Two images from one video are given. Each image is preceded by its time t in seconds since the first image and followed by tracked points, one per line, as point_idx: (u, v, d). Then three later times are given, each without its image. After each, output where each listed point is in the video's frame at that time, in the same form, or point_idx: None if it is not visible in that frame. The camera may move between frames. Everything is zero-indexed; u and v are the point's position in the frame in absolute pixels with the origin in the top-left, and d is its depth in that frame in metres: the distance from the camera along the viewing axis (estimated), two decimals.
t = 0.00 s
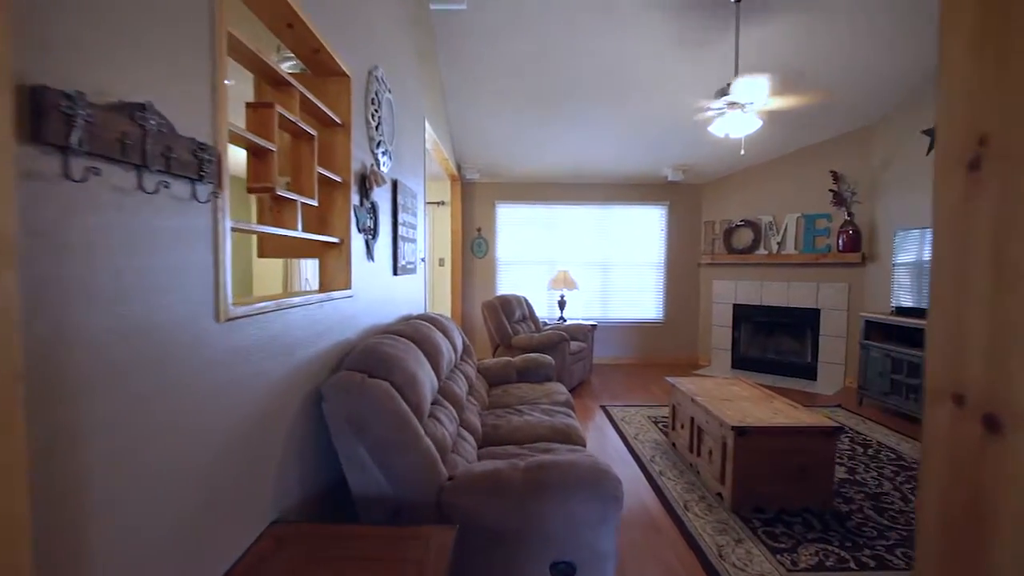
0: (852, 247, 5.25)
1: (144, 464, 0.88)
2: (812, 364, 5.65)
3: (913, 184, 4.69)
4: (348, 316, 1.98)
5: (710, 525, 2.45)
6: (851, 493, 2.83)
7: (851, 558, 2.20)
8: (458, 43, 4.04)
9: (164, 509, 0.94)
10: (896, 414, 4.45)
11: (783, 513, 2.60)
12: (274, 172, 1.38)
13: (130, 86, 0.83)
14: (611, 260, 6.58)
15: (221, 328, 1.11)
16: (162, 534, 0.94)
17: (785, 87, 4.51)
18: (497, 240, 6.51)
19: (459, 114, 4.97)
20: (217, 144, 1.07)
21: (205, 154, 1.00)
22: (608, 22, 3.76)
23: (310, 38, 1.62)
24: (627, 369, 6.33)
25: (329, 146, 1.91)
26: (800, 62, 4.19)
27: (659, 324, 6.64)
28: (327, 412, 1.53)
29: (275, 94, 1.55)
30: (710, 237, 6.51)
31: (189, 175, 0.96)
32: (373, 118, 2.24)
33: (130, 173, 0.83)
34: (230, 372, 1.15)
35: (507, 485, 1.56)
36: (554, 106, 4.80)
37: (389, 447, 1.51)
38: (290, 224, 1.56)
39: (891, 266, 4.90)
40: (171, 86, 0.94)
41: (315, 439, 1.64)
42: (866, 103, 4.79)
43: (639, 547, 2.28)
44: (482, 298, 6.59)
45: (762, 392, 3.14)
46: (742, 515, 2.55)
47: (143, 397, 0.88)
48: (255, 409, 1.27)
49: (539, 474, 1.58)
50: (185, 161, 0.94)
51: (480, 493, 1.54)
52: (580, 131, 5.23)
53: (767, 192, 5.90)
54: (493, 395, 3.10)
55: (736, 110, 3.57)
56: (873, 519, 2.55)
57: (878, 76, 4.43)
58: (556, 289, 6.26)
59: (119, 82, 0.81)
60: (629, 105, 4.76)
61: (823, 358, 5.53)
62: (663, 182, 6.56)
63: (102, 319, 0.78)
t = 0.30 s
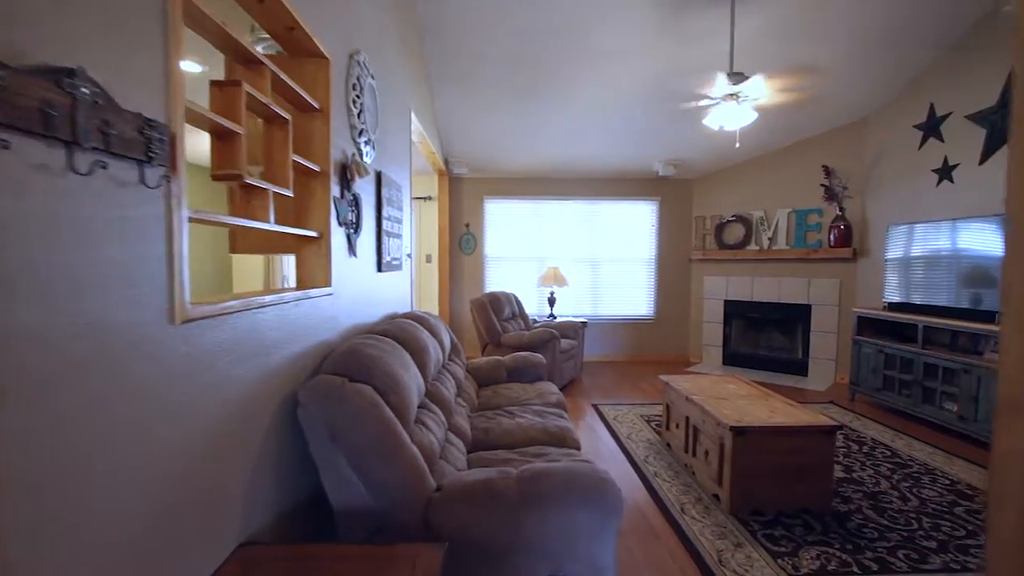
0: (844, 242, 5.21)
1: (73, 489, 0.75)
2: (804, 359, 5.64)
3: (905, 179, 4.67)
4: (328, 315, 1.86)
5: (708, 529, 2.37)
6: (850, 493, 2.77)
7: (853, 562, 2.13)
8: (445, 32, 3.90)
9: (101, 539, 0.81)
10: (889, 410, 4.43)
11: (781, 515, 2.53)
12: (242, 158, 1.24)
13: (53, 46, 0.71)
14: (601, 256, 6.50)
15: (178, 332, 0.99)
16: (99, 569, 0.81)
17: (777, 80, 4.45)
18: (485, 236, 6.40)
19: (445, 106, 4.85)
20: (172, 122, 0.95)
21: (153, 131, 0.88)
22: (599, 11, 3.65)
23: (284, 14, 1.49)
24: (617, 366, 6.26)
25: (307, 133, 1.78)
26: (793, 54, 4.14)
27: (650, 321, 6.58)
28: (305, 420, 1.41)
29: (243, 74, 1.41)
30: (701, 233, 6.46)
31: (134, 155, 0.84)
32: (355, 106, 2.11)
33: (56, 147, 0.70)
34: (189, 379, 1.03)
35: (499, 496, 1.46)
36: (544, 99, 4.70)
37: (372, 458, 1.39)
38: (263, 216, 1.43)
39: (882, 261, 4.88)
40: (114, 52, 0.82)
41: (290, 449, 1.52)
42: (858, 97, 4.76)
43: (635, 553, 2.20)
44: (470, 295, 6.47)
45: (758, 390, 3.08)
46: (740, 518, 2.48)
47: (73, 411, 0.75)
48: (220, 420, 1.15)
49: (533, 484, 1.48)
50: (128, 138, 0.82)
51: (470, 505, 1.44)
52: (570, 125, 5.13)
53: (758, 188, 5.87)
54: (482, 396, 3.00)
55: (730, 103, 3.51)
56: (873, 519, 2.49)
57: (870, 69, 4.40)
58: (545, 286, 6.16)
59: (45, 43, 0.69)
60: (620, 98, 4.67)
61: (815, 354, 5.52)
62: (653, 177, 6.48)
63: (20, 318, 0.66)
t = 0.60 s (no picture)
0: (832, 237, 5.17)
1: None
2: (793, 354, 5.62)
3: (895, 174, 4.65)
4: (303, 315, 1.74)
5: (704, 533, 2.29)
6: (846, 492, 2.71)
7: (854, 565, 2.07)
8: (429, 20, 3.76)
9: None
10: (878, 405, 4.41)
11: (777, 517, 2.47)
12: (199, 140, 1.09)
13: None
14: (589, 252, 6.42)
15: (119, 335, 0.86)
16: None
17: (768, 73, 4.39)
18: (472, 231, 6.27)
19: (430, 98, 4.72)
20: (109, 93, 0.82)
21: (80, 101, 0.75)
22: None
23: None
24: (606, 363, 6.19)
25: (279, 118, 1.65)
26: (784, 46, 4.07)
27: (639, 317, 6.53)
28: (274, 430, 1.30)
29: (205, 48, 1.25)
30: (690, 229, 6.41)
31: (55, 129, 0.72)
32: (332, 91, 1.98)
33: None
34: (133, 389, 0.91)
35: (488, 509, 1.36)
36: (531, 91, 4.58)
37: (348, 470, 1.28)
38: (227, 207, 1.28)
39: (871, 256, 4.86)
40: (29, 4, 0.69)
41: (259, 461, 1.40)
42: (848, 91, 4.72)
43: (630, 558, 2.12)
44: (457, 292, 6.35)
45: (752, 388, 3.01)
46: (736, 520, 2.41)
47: None
48: (173, 434, 1.03)
49: (526, 495, 1.38)
50: (46, 109, 0.69)
51: (457, 519, 1.33)
52: (558, 118, 5.02)
53: (747, 182, 5.83)
54: (470, 397, 2.89)
55: (722, 94, 3.44)
56: (870, 520, 2.43)
57: (860, 62, 4.35)
58: (534, 282, 6.06)
59: None
60: (609, 91, 4.58)
61: (804, 349, 5.50)
62: (642, 171, 6.41)
63: None
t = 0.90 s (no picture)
0: (819, 234, 5.15)
1: None
2: (779, 352, 5.61)
3: (881, 170, 4.64)
4: (269, 315, 1.62)
5: (697, 539, 2.22)
6: (838, 493, 2.66)
7: (850, 571, 2.01)
8: (412, 8, 3.62)
9: None
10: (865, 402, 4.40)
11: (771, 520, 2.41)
12: (143, 119, 0.96)
13: None
14: (576, 249, 6.34)
15: (33, 345, 0.74)
16: None
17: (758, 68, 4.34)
18: (457, 228, 6.15)
19: (413, 91, 4.59)
20: (21, 59, 0.70)
21: None
22: None
23: None
24: (594, 361, 6.12)
25: (244, 103, 1.52)
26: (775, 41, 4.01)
27: (626, 314, 6.47)
28: (235, 443, 1.18)
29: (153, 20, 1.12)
30: (678, 226, 6.37)
31: None
32: (304, 75, 1.86)
33: None
34: (53, 405, 0.79)
35: (472, 526, 1.25)
36: (517, 85, 4.48)
37: (320, 487, 1.18)
38: (180, 198, 1.15)
39: (858, 253, 4.85)
40: None
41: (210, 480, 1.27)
42: (835, 87, 4.69)
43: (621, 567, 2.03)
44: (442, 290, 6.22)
45: (744, 387, 2.95)
46: (729, 525, 2.34)
47: None
48: (99, 458, 0.89)
49: (513, 511, 1.28)
50: None
51: (438, 538, 1.23)
52: (544, 113, 4.93)
53: (735, 179, 5.80)
54: (454, 399, 2.78)
55: (712, 87, 3.38)
56: (865, 522, 2.38)
57: (849, 58, 4.32)
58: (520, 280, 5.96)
59: None
60: (597, 85, 4.49)
61: (790, 346, 5.48)
62: (629, 167, 6.34)
63: None
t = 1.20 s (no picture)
0: (803, 234, 5.16)
1: None
2: (763, 352, 5.60)
3: (864, 171, 4.64)
4: (232, 321, 1.52)
5: (686, 549, 2.15)
6: (827, 497, 2.62)
7: None
8: None
9: None
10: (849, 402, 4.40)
11: (760, 527, 2.36)
12: (67, 99, 0.84)
13: None
14: (561, 249, 6.27)
15: None
16: None
17: (744, 66, 4.29)
18: (440, 227, 6.02)
19: (394, 86, 4.45)
20: None
21: None
22: None
23: None
24: (578, 362, 6.05)
25: (200, 92, 1.42)
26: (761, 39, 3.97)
27: (611, 315, 6.42)
28: (184, 465, 1.09)
29: None
30: (662, 226, 6.33)
31: None
32: (270, 62, 1.74)
33: None
34: None
35: (449, 550, 1.16)
36: (502, 82, 4.38)
37: (275, 512, 1.08)
38: (117, 190, 1.03)
39: (841, 253, 4.86)
40: None
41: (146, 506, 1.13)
42: (820, 87, 4.68)
43: None
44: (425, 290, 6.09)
45: (731, 389, 2.90)
46: (717, 533, 2.28)
47: None
48: (9, 490, 0.78)
49: (496, 534, 1.19)
50: None
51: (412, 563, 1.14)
52: (529, 110, 4.83)
53: (720, 178, 5.77)
54: (434, 405, 2.68)
55: (698, 83, 3.32)
56: (855, 528, 2.34)
57: (833, 58, 4.31)
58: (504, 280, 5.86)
59: None
60: (584, 83, 4.41)
61: (774, 346, 5.48)
62: (614, 166, 6.28)
63: None
